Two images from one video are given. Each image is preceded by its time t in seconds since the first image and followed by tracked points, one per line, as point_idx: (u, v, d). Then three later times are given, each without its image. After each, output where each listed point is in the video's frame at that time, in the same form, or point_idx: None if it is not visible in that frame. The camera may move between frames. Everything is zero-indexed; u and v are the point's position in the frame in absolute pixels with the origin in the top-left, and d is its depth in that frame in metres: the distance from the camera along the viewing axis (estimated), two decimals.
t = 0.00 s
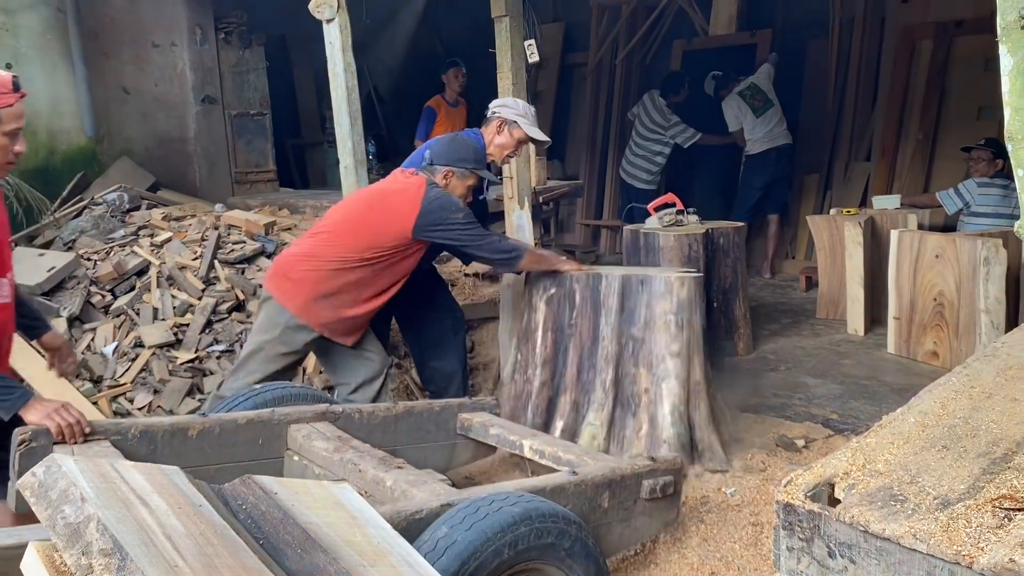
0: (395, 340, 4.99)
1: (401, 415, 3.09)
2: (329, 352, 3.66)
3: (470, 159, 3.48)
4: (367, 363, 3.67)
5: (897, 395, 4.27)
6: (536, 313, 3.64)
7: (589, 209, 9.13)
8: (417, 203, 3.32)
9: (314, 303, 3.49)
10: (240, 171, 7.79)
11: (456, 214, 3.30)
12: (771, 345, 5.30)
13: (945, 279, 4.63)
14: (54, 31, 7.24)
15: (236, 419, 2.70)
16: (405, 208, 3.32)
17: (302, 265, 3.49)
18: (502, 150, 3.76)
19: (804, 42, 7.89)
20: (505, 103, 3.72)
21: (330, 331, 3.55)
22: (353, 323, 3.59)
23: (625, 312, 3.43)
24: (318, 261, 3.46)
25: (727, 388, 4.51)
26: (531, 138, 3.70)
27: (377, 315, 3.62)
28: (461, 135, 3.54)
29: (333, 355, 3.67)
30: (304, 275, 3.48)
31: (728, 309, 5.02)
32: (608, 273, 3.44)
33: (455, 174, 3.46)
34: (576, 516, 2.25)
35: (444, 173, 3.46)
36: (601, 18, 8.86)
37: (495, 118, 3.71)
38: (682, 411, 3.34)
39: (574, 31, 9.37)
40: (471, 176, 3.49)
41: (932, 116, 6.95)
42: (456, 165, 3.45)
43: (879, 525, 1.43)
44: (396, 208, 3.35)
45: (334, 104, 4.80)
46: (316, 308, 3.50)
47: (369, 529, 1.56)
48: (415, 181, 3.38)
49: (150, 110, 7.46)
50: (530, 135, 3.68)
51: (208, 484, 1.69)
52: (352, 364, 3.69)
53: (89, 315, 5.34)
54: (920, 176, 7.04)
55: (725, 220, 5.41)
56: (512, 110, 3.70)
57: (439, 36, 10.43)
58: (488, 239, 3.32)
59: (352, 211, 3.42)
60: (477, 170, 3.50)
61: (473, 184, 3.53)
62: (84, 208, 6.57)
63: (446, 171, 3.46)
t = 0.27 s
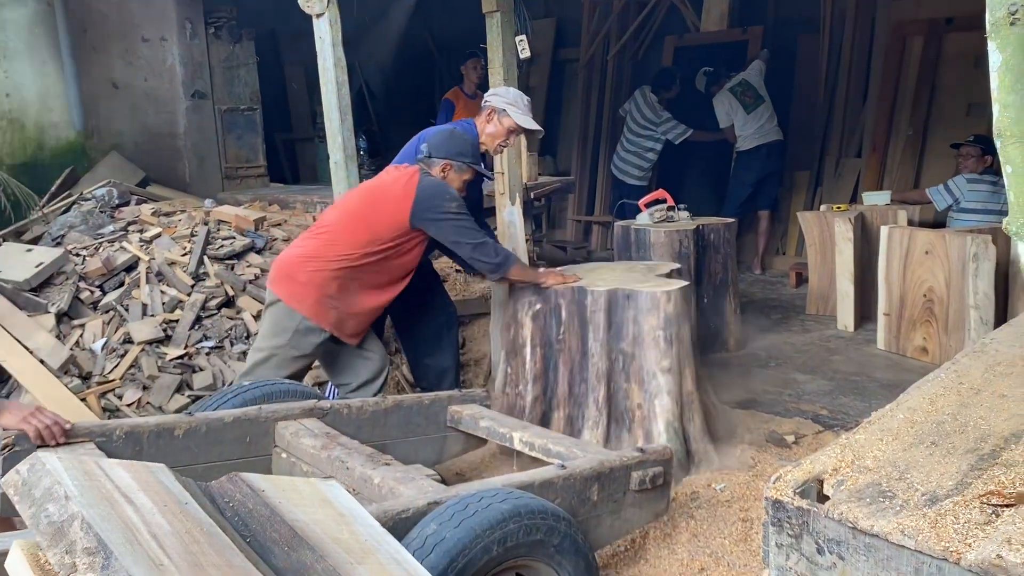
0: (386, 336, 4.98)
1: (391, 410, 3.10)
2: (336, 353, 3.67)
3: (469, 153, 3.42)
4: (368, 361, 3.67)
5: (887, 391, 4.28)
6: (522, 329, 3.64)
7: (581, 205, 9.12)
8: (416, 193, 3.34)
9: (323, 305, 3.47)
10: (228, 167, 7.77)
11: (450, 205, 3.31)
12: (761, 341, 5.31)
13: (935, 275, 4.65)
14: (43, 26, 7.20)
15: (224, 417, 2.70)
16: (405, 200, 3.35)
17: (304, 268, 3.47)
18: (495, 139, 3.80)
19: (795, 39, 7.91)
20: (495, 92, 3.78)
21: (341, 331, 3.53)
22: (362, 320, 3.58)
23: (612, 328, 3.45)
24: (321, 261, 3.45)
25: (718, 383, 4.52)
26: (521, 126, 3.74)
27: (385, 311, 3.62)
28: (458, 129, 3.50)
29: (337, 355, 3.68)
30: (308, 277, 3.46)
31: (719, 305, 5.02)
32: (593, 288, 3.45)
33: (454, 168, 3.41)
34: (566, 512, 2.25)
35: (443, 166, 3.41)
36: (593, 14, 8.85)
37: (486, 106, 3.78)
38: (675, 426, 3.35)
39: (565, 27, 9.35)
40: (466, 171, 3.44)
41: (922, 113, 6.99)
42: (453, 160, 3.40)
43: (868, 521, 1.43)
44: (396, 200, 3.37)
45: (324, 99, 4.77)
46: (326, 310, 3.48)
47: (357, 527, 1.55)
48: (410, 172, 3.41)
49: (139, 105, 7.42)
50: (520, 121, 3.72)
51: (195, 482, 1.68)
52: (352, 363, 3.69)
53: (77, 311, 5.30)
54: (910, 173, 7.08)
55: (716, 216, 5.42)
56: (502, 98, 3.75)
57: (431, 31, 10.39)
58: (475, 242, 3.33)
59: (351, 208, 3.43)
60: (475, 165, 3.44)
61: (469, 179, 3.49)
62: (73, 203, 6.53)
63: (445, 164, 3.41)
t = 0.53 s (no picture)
0: (376, 331, 4.97)
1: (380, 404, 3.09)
2: (300, 341, 3.64)
3: (427, 144, 3.28)
4: (339, 353, 3.63)
5: (877, 386, 4.29)
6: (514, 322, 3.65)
7: (573, 200, 9.11)
8: (378, 195, 3.26)
9: (277, 297, 3.42)
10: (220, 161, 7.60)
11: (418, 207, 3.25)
12: (752, 336, 5.32)
13: (925, 271, 4.66)
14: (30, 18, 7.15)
15: (212, 412, 2.69)
16: (367, 199, 3.27)
17: (263, 257, 3.42)
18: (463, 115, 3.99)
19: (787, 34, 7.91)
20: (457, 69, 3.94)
21: (295, 324, 3.48)
22: (319, 315, 3.52)
23: (605, 319, 3.46)
24: (280, 252, 3.39)
25: (709, 378, 4.52)
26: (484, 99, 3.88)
27: (343, 308, 3.55)
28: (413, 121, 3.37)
29: (304, 343, 3.65)
30: (265, 267, 3.41)
31: (710, 301, 5.03)
32: (586, 279, 3.46)
33: (415, 163, 3.31)
34: (557, 506, 2.25)
35: (404, 162, 3.31)
36: (585, 8, 8.83)
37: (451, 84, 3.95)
38: (667, 417, 3.34)
39: (558, 21, 9.32)
40: (429, 163, 3.32)
41: (913, 108, 6.99)
42: (414, 155, 3.28)
43: (858, 516, 1.43)
44: (359, 200, 3.29)
45: (314, 92, 4.74)
46: (279, 303, 3.43)
47: (346, 521, 1.54)
48: (376, 173, 3.30)
49: (129, 98, 7.36)
50: (482, 94, 3.87)
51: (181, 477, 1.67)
52: (323, 355, 3.65)
53: (65, 305, 5.25)
54: (902, 168, 7.06)
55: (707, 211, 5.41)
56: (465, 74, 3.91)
57: (423, 25, 10.34)
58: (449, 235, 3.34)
59: (313, 202, 3.35)
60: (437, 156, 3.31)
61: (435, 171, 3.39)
62: (61, 197, 6.48)
63: (406, 161, 3.30)
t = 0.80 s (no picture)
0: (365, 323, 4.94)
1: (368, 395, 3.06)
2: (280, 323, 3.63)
3: (410, 118, 3.31)
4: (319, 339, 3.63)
5: (868, 379, 4.29)
6: (503, 315, 3.62)
7: (564, 192, 9.08)
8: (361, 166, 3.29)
9: (260, 271, 3.36)
10: (208, 150, 7.53)
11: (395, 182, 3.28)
12: (743, 329, 5.31)
13: (916, 264, 4.65)
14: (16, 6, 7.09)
15: (196, 404, 2.66)
16: (343, 169, 3.30)
17: (241, 230, 3.38)
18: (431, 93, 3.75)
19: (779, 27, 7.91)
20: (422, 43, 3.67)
21: (275, 300, 3.43)
22: (297, 290, 3.49)
23: (594, 313, 3.44)
24: (258, 224, 3.36)
25: (699, 370, 4.51)
26: (447, 77, 3.66)
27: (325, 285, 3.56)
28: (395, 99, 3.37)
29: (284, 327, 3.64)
30: (247, 241, 3.36)
31: (701, 293, 5.01)
32: (575, 272, 3.44)
33: (397, 137, 3.32)
34: (546, 498, 2.23)
35: (386, 137, 3.33)
36: None
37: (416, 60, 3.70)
38: (656, 412, 3.33)
39: (550, 12, 9.28)
40: (411, 138, 3.33)
41: (904, 102, 6.97)
42: (395, 128, 3.30)
43: (850, 508, 1.41)
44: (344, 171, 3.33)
45: (303, 81, 4.69)
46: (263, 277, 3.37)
47: (331, 513, 1.52)
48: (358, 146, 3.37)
49: (117, 87, 7.29)
50: (444, 72, 3.63)
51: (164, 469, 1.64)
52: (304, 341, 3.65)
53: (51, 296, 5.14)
54: (892, 162, 7.04)
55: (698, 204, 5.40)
56: (429, 50, 3.64)
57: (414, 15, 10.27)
58: (423, 219, 3.33)
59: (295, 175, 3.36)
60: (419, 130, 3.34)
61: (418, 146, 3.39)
62: (47, 186, 6.41)
63: (387, 135, 3.32)
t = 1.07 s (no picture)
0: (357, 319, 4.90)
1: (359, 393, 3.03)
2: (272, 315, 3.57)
3: (379, 74, 2.97)
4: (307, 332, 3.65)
5: (861, 378, 4.28)
6: (496, 313, 3.59)
7: (557, 188, 9.06)
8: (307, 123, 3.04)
9: (250, 249, 3.28)
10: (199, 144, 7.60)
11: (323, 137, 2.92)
12: (736, 327, 5.30)
13: (910, 263, 4.64)
14: None
15: (184, 403, 2.62)
16: (296, 131, 3.11)
17: (223, 211, 3.30)
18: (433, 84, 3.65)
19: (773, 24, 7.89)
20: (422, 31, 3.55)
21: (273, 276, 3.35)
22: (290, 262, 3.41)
23: (588, 311, 3.42)
24: (236, 201, 3.27)
25: (692, 369, 4.49)
26: (444, 66, 3.51)
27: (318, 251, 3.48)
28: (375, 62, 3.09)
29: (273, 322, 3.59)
30: (229, 221, 3.27)
31: (694, 290, 4.99)
32: (569, 270, 3.43)
33: (362, 93, 2.98)
34: (538, 499, 2.20)
35: (353, 91, 2.99)
36: None
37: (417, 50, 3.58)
38: (649, 409, 3.30)
39: (544, 7, 9.23)
40: (376, 96, 2.99)
41: (898, 101, 6.95)
42: (362, 83, 2.96)
43: (848, 514, 1.39)
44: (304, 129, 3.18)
45: (294, 75, 4.64)
46: (254, 254, 3.28)
47: (319, 517, 1.49)
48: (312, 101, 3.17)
49: (106, 80, 7.21)
50: (441, 60, 3.49)
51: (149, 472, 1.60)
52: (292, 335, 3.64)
53: (38, 290, 5.09)
54: (886, 160, 7.03)
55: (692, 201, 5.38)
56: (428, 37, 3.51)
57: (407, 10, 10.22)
58: (322, 189, 2.91)
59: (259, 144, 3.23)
60: (388, 88, 3.00)
61: (388, 106, 3.04)
62: (35, 179, 6.34)
63: (354, 90, 2.98)
